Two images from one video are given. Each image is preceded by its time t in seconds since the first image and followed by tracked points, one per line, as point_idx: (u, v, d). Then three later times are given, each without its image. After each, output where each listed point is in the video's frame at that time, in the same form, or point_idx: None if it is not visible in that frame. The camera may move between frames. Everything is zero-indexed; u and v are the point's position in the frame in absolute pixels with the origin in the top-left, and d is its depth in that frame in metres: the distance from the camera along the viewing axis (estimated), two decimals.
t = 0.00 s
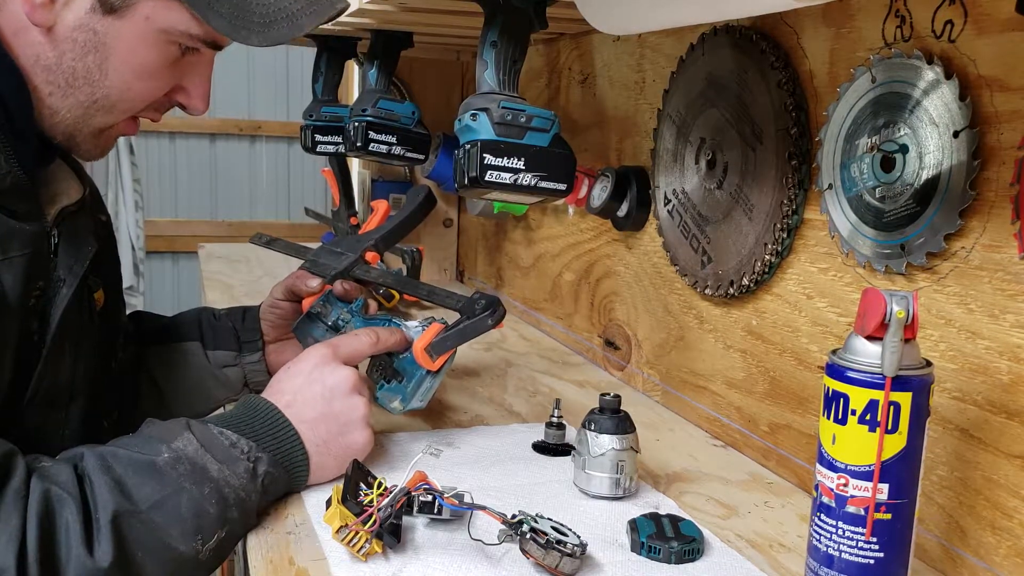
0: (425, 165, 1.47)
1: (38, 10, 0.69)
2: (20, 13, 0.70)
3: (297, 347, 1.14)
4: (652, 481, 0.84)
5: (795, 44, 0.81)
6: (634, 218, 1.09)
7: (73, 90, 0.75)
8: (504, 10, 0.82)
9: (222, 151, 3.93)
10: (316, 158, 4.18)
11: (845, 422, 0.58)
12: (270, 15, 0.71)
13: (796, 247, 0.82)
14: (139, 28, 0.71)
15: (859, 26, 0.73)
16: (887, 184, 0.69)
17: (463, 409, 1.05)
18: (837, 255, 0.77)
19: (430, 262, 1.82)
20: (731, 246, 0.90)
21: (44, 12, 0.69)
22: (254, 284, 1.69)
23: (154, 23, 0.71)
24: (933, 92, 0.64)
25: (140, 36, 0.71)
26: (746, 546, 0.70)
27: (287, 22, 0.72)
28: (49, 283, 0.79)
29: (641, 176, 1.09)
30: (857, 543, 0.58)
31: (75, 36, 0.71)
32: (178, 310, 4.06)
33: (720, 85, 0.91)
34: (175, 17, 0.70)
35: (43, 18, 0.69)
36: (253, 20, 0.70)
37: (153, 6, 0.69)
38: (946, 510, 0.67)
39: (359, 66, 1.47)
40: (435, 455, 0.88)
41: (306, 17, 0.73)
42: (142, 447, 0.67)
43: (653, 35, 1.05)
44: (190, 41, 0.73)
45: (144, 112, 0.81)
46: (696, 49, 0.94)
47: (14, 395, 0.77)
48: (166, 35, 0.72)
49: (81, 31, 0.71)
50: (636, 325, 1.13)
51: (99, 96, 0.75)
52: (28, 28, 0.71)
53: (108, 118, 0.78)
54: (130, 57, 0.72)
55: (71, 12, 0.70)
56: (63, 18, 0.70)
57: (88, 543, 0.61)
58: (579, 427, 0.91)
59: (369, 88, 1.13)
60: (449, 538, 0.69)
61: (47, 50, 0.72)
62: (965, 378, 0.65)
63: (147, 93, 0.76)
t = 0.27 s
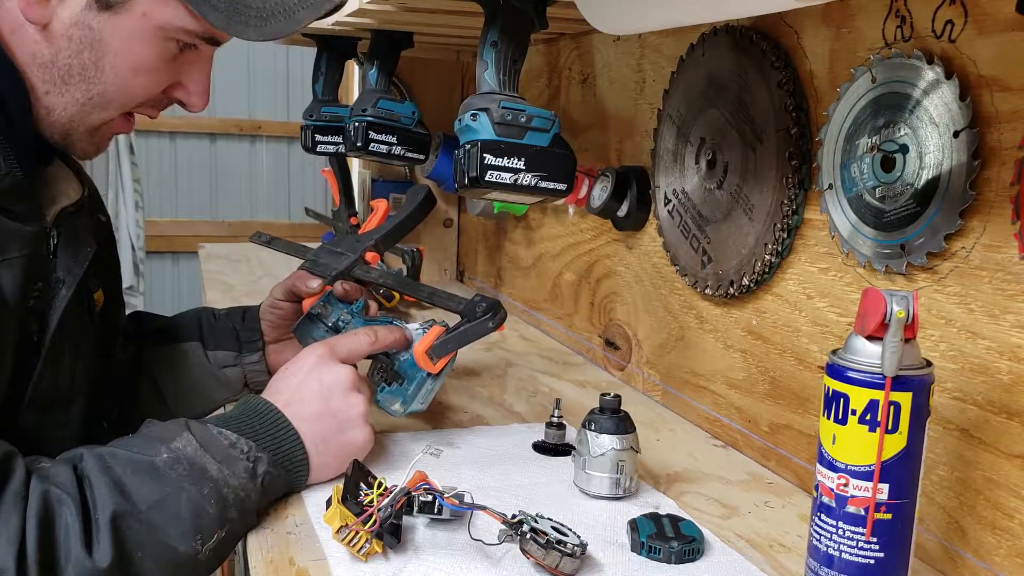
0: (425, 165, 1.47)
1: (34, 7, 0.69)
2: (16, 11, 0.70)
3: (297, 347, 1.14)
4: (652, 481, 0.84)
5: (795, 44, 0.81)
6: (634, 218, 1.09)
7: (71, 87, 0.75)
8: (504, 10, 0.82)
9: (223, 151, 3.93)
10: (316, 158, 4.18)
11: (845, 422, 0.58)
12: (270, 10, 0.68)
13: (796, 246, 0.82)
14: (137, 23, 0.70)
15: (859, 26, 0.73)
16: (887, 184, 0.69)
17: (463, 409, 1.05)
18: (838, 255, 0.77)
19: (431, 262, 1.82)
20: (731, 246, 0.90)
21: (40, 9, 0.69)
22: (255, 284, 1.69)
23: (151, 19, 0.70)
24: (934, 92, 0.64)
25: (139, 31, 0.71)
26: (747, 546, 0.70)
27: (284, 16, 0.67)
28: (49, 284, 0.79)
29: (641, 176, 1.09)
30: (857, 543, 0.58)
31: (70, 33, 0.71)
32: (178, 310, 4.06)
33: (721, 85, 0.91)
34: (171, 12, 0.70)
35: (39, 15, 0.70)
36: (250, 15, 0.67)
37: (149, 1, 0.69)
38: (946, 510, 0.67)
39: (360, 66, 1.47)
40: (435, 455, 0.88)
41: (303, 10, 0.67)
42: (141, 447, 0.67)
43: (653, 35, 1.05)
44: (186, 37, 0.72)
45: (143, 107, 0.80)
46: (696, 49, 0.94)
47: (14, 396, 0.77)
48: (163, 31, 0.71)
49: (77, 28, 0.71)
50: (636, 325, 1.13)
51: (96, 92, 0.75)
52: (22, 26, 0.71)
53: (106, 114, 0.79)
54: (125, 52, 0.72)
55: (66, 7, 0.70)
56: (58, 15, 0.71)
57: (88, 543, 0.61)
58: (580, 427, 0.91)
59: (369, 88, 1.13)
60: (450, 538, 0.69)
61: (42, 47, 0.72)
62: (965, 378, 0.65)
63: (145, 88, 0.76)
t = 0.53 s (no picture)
0: (426, 165, 1.47)
1: None
2: None
3: (297, 347, 1.14)
4: (652, 481, 0.84)
5: (795, 44, 0.81)
6: (635, 218, 1.09)
7: (50, 68, 0.74)
8: (505, 10, 0.82)
9: (223, 151, 3.93)
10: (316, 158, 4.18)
11: (845, 422, 0.58)
12: None
13: (796, 246, 0.82)
14: None
15: (859, 26, 0.73)
16: (887, 184, 0.69)
17: (463, 409, 1.05)
18: (838, 255, 0.77)
19: (431, 262, 1.82)
20: (731, 246, 0.90)
21: None
22: (255, 284, 1.69)
23: None
24: (934, 92, 0.64)
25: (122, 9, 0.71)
26: (747, 545, 0.70)
27: None
28: (49, 284, 0.79)
29: (641, 176, 1.09)
30: (857, 543, 0.58)
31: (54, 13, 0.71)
32: (178, 310, 4.06)
33: (721, 85, 0.91)
34: None
35: None
36: None
37: None
38: (946, 510, 0.67)
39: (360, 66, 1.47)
40: (435, 455, 0.88)
41: None
42: (141, 447, 0.68)
43: (653, 35, 1.05)
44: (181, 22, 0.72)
45: (136, 96, 0.79)
46: (696, 49, 0.94)
47: (15, 395, 0.77)
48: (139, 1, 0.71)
49: None
50: (636, 325, 1.13)
51: (75, 71, 0.74)
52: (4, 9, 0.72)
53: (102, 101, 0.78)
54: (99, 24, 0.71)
55: None
56: None
57: (88, 542, 0.61)
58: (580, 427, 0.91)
59: (369, 88, 1.13)
60: (450, 538, 0.69)
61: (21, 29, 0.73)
62: (965, 378, 0.65)
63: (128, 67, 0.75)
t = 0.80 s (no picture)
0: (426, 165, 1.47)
1: None
2: None
3: (298, 347, 1.14)
4: (652, 481, 0.84)
5: (795, 43, 0.81)
6: (635, 218, 1.09)
7: (44, 65, 0.74)
8: (505, 10, 0.82)
9: (223, 151, 3.93)
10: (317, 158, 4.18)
11: (845, 422, 0.58)
12: None
13: (797, 246, 0.82)
14: None
15: (860, 26, 0.73)
16: (887, 184, 0.69)
17: (463, 409, 1.05)
18: (838, 255, 0.77)
19: (431, 262, 1.82)
20: (732, 246, 0.90)
21: None
22: (255, 283, 1.69)
23: None
24: (934, 92, 0.64)
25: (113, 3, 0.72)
26: (747, 545, 0.70)
27: None
28: (49, 284, 0.79)
29: (641, 175, 1.09)
30: (857, 543, 0.58)
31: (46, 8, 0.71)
32: (178, 310, 4.06)
33: (721, 85, 0.91)
34: None
35: None
36: None
37: None
38: (947, 510, 0.67)
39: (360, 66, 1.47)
40: (436, 455, 0.88)
41: None
42: (140, 447, 0.68)
43: (654, 35, 1.06)
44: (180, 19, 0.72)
45: (133, 91, 0.79)
46: (696, 49, 0.94)
47: (14, 394, 0.77)
48: None
49: None
50: (636, 325, 1.13)
51: (71, 66, 0.74)
52: None
53: (96, 96, 0.77)
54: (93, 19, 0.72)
55: None
56: None
57: (88, 542, 0.60)
58: (580, 427, 0.91)
59: (370, 88, 1.13)
60: (450, 538, 0.69)
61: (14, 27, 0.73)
62: (965, 378, 0.65)
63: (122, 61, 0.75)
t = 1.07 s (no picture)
0: (426, 165, 1.47)
1: (30, 1, 0.69)
2: (13, 8, 0.71)
3: (298, 347, 1.14)
4: (652, 481, 0.84)
5: (795, 44, 0.81)
6: (635, 218, 1.09)
7: (70, 81, 0.75)
8: (505, 10, 0.82)
9: (224, 151, 3.93)
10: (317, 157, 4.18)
11: (846, 422, 0.58)
12: None
13: (797, 246, 0.82)
14: (135, 11, 0.71)
15: (860, 26, 0.73)
16: (888, 184, 0.69)
17: (464, 409, 1.05)
18: (838, 255, 0.77)
19: (431, 262, 1.82)
20: (732, 246, 0.90)
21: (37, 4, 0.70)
22: (255, 283, 1.69)
23: (149, 6, 0.70)
24: (934, 91, 0.64)
25: (137, 22, 0.71)
26: (747, 546, 0.70)
27: None
28: (48, 286, 0.79)
29: (641, 175, 1.09)
30: (857, 543, 0.58)
31: (65, 28, 0.71)
32: (178, 310, 4.06)
33: (721, 85, 0.91)
34: None
35: (36, 10, 0.70)
36: None
37: None
38: (947, 510, 0.67)
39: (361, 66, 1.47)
40: (436, 455, 0.88)
41: None
42: (140, 448, 0.68)
43: (654, 35, 1.05)
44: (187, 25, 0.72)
45: (147, 101, 0.80)
46: (697, 49, 0.94)
47: (14, 396, 0.77)
48: (163, 19, 0.71)
49: (74, 20, 0.71)
50: (636, 325, 1.13)
51: (96, 85, 0.75)
52: (19, 21, 0.72)
53: (108, 108, 0.78)
54: (124, 41, 0.72)
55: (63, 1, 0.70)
56: (56, 10, 0.71)
57: (88, 544, 0.60)
58: (580, 427, 0.91)
59: (370, 88, 1.13)
60: (450, 538, 0.69)
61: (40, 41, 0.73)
62: (965, 377, 0.65)
63: (147, 78, 0.75)
